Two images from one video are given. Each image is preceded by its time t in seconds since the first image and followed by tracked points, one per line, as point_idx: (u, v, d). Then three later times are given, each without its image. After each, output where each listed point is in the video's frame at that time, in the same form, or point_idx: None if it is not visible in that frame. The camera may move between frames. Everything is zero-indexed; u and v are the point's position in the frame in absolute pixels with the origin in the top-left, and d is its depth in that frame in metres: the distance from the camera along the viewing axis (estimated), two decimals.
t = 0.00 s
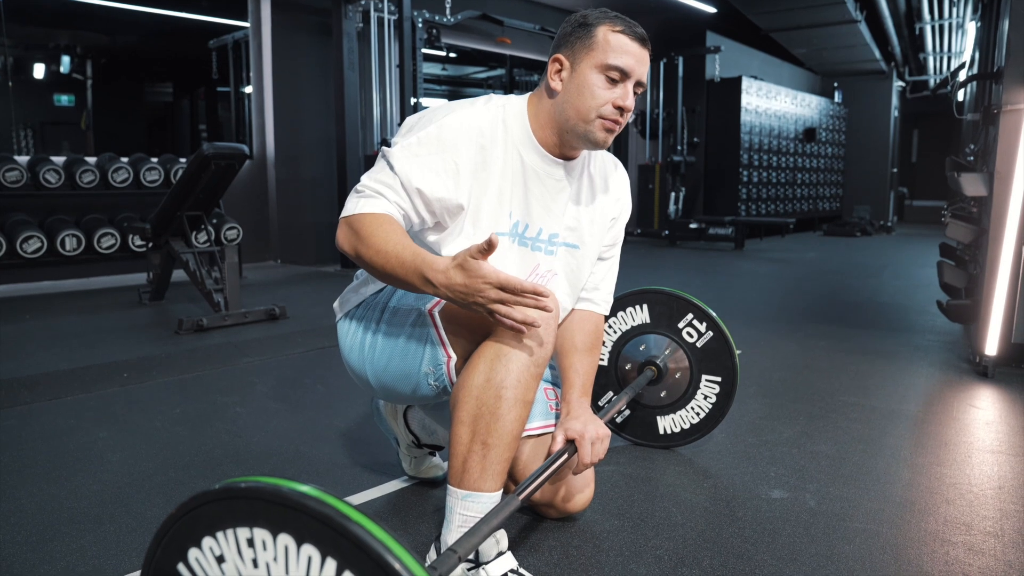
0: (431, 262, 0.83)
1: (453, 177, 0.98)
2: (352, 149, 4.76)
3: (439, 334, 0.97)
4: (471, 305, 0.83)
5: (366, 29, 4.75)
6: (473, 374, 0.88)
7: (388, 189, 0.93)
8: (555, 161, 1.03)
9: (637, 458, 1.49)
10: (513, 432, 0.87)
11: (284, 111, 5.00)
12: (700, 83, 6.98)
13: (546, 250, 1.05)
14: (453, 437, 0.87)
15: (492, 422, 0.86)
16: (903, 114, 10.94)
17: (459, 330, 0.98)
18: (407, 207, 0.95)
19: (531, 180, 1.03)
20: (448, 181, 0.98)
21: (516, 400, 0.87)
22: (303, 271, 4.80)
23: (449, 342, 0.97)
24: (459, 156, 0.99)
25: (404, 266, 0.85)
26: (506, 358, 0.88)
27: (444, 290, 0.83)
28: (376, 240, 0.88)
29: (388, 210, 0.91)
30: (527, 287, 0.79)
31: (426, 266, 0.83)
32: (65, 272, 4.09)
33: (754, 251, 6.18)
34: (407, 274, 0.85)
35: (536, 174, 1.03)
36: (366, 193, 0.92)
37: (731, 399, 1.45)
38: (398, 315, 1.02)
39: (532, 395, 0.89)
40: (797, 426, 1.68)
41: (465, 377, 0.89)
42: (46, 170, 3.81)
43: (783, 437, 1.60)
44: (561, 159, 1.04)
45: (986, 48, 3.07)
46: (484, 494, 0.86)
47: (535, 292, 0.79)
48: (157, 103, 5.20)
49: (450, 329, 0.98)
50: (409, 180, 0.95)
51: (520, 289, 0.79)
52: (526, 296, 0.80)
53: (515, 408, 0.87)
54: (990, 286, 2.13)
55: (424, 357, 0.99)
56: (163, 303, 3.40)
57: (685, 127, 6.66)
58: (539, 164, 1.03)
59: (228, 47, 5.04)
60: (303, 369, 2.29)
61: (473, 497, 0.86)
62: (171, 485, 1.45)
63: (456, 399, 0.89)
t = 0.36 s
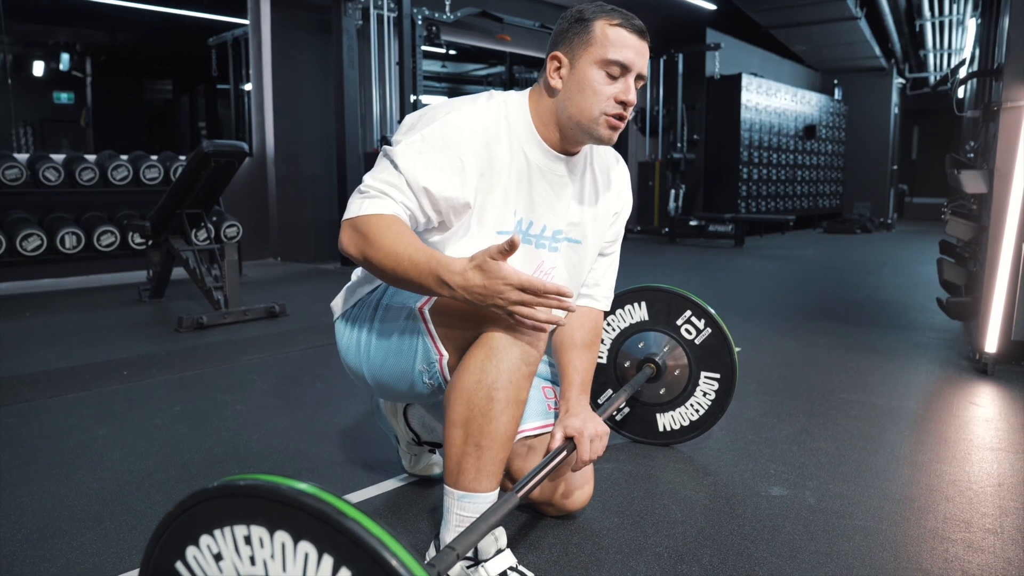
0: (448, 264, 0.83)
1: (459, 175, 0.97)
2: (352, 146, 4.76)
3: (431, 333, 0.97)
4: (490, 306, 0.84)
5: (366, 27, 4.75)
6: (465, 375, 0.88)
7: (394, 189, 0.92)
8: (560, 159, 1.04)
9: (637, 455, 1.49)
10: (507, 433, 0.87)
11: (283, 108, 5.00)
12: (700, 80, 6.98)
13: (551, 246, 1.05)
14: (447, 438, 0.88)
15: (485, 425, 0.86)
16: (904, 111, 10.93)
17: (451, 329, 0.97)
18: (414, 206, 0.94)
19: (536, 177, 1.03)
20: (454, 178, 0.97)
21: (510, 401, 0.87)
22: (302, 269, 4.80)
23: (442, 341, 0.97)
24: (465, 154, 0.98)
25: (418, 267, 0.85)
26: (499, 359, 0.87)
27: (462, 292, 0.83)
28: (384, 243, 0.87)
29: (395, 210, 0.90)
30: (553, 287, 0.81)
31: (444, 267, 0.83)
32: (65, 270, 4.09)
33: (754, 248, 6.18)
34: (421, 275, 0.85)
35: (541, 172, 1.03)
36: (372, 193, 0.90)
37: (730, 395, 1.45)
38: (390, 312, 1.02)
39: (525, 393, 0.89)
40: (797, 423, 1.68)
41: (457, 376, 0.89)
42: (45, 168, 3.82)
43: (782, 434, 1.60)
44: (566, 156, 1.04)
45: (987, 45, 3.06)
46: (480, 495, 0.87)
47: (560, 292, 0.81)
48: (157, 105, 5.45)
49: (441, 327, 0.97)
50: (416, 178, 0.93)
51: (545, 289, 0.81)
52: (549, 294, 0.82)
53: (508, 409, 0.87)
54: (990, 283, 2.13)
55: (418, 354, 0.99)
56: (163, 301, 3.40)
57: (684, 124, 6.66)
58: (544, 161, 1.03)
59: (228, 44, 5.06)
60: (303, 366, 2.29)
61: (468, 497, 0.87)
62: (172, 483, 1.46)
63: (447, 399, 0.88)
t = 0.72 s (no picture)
0: (466, 306, 0.80)
1: (470, 185, 0.93)
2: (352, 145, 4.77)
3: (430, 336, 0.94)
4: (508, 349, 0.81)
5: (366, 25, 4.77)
6: (468, 388, 0.86)
7: (401, 206, 0.88)
8: (574, 161, 0.99)
9: (638, 454, 1.50)
10: (511, 448, 0.87)
11: (283, 107, 5.00)
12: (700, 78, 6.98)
13: (561, 248, 1.05)
14: (450, 448, 0.88)
15: (489, 441, 0.85)
16: (904, 109, 10.93)
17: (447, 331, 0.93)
18: (422, 220, 0.90)
19: (548, 182, 1.00)
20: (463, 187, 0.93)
21: (513, 418, 0.86)
22: (302, 267, 4.80)
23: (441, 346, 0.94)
24: (475, 163, 0.93)
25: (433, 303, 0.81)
26: (504, 377, 0.85)
27: (480, 336, 0.80)
28: (395, 271, 0.83)
29: (403, 232, 0.86)
30: (578, 342, 0.79)
31: (461, 309, 0.80)
32: (66, 269, 4.10)
33: (754, 246, 6.19)
34: (436, 313, 0.81)
35: (555, 177, 0.99)
36: (377, 214, 0.86)
37: (732, 396, 1.46)
38: (382, 323, 1.01)
39: (529, 409, 0.88)
40: (797, 421, 1.68)
41: (460, 388, 0.87)
42: (46, 167, 3.82)
43: (783, 433, 1.61)
44: (583, 154, 1.00)
45: (986, 42, 3.06)
46: (484, 504, 0.88)
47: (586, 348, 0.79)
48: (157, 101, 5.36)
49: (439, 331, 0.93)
50: (423, 193, 0.89)
51: (570, 344, 0.79)
52: (574, 350, 0.80)
53: (512, 425, 0.86)
54: (990, 279, 2.13)
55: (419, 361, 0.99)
56: (164, 300, 3.40)
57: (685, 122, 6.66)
58: (557, 166, 0.99)
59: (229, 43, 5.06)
60: (304, 365, 2.29)
61: (471, 506, 0.87)
62: (173, 482, 1.46)
63: (451, 411, 0.87)
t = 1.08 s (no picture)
0: (447, 288, 0.73)
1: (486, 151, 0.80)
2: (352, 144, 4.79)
3: (414, 306, 0.91)
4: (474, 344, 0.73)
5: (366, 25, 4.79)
6: (457, 400, 0.87)
7: (402, 145, 0.77)
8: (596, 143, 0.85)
9: (637, 456, 1.50)
10: (504, 455, 0.87)
11: (284, 107, 5.01)
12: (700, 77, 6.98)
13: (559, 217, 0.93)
14: (444, 462, 0.88)
15: (482, 450, 0.86)
16: (904, 108, 10.93)
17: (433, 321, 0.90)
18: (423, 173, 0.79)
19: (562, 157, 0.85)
20: (482, 144, 0.80)
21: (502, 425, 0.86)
22: (302, 267, 4.81)
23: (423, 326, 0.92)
24: (498, 125, 0.78)
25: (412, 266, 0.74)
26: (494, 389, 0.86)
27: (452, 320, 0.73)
28: (382, 217, 0.75)
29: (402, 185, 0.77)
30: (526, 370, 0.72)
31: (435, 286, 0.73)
32: (67, 269, 4.11)
33: (754, 245, 6.20)
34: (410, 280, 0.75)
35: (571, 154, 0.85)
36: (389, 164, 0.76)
37: (732, 398, 1.46)
38: (364, 257, 0.98)
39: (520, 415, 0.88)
40: (797, 423, 1.69)
41: (448, 401, 0.88)
42: (47, 167, 3.83)
43: (782, 434, 1.61)
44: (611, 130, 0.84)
45: (985, 43, 3.07)
46: (482, 511, 0.88)
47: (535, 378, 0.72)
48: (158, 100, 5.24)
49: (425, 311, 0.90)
50: (434, 138, 0.78)
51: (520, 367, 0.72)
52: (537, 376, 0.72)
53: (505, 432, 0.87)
54: (989, 279, 2.13)
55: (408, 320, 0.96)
56: (165, 300, 3.40)
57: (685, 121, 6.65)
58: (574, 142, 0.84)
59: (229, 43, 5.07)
60: (305, 366, 2.30)
61: (469, 514, 0.88)
62: (175, 484, 1.47)
63: (442, 425, 0.87)
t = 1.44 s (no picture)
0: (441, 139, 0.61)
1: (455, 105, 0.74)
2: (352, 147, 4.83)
3: (405, 305, 0.90)
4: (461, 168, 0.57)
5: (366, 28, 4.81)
6: (441, 413, 0.89)
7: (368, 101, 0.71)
8: (592, 98, 0.81)
9: (634, 467, 1.52)
10: (491, 466, 0.88)
11: (283, 110, 5.03)
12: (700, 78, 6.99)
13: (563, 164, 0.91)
14: (431, 477, 0.89)
15: (466, 462, 0.87)
16: (904, 108, 10.94)
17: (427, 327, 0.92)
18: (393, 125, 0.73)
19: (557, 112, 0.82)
20: (454, 92, 0.74)
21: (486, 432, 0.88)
22: (303, 269, 4.83)
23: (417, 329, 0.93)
24: (465, 73, 0.74)
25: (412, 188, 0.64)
26: (473, 397, 0.87)
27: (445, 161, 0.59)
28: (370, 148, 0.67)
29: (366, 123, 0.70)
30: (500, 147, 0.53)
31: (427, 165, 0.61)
32: (68, 272, 4.13)
33: (753, 247, 6.21)
34: (406, 183, 0.63)
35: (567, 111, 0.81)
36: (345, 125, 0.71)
37: (725, 406, 1.48)
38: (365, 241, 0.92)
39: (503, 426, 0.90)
40: (792, 433, 1.70)
41: (430, 417, 0.90)
42: (47, 172, 3.84)
43: (777, 444, 1.62)
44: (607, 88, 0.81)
45: (983, 49, 3.08)
46: (474, 526, 0.88)
47: (507, 130, 0.51)
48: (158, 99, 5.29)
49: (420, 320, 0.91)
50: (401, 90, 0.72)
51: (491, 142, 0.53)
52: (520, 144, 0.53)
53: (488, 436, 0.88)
54: (985, 287, 2.14)
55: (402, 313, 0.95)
56: (165, 305, 3.41)
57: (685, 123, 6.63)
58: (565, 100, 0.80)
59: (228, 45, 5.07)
60: (305, 373, 2.31)
61: (460, 530, 0.88)
62: (175, 494, 1.48)
63: (427, 439, 0.90)
